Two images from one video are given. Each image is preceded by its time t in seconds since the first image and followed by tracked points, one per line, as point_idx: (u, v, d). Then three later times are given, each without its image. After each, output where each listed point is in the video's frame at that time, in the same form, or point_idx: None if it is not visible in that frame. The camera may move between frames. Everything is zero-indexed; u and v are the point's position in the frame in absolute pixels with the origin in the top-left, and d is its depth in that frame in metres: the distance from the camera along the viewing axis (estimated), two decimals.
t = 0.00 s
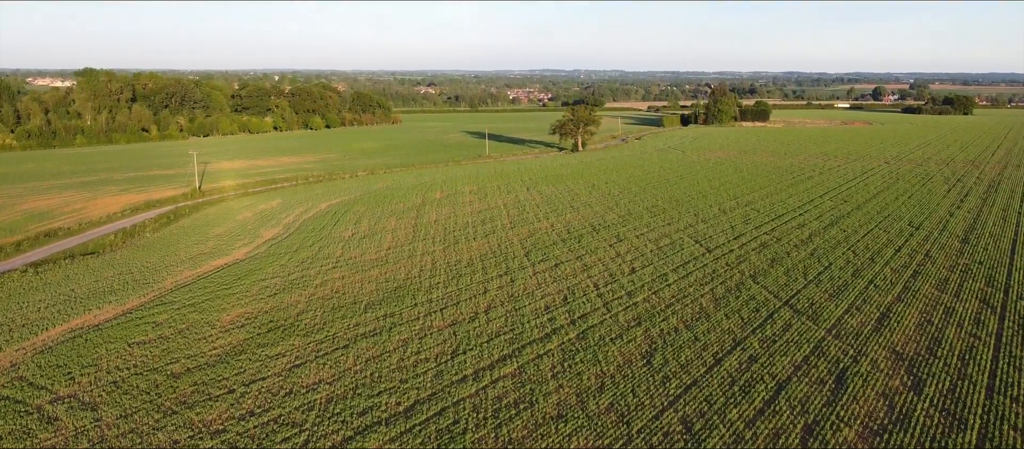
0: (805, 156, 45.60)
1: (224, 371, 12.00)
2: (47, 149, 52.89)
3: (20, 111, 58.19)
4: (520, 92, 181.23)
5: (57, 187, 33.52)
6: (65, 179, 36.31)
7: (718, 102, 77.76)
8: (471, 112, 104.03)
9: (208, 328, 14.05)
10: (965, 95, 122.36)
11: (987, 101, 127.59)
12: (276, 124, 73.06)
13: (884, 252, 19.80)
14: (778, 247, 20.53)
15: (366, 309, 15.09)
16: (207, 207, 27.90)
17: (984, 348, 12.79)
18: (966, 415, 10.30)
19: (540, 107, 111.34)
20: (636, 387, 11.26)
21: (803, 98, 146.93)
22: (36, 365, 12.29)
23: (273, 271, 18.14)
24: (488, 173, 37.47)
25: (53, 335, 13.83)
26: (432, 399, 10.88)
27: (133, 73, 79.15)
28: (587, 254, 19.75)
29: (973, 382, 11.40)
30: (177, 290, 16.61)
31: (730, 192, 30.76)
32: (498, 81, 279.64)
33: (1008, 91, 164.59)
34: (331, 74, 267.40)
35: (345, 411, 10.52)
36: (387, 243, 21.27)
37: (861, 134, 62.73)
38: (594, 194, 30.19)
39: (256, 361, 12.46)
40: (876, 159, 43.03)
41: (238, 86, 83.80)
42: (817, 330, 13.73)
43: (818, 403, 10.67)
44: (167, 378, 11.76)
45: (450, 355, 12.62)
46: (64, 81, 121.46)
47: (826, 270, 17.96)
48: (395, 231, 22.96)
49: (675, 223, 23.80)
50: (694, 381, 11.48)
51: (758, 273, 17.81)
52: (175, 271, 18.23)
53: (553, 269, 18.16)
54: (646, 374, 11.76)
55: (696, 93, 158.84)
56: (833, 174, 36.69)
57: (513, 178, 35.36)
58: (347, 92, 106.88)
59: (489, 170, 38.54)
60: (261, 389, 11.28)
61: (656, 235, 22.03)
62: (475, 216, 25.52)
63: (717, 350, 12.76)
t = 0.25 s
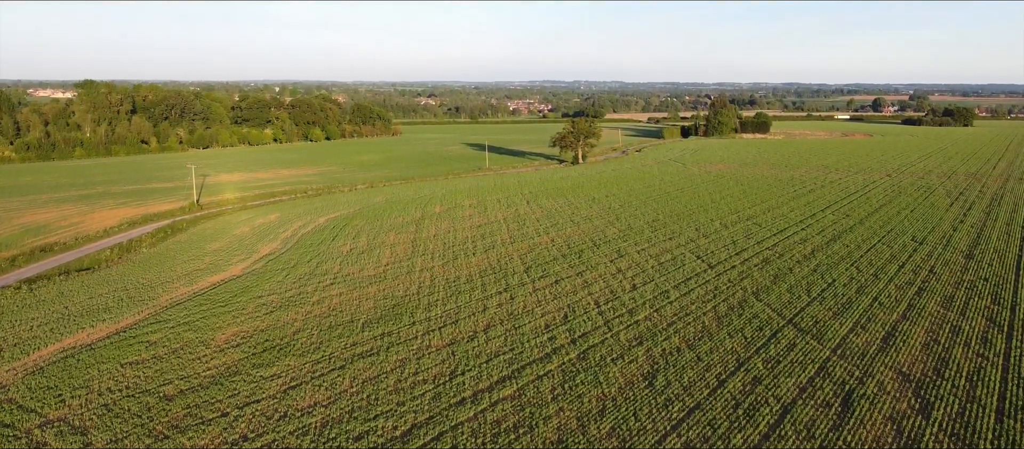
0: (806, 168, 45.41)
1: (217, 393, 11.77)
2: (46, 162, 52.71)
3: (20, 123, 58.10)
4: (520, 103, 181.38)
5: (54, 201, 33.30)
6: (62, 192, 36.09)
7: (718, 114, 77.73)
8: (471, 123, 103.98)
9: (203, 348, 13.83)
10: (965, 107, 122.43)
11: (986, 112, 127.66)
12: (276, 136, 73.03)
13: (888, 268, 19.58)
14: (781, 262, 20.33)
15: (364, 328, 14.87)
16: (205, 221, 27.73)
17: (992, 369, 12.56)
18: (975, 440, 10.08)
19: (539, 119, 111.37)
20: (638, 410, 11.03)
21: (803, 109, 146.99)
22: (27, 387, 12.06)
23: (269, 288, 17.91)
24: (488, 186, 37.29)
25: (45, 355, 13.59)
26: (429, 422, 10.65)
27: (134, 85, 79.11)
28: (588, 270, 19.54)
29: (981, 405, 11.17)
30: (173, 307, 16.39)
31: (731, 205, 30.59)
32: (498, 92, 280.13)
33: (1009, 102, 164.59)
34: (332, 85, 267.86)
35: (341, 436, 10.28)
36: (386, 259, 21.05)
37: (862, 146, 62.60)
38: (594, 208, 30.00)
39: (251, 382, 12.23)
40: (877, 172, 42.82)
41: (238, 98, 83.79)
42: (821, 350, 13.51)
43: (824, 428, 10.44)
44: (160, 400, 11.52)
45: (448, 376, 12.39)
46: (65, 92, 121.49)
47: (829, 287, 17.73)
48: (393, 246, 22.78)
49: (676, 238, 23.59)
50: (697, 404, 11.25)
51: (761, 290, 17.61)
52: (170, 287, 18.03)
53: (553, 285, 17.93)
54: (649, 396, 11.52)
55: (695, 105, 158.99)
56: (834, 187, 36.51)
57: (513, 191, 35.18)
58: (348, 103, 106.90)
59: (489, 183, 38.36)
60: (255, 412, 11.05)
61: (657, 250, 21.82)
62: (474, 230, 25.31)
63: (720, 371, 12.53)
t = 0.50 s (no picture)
0: (807, 181, 45.24)
1: (211, 415, 11.53)
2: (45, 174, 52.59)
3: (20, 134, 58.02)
4: (520, 114, 181.45)
5: (50, 214, 33.11)
6: (60, 205, 35.89)
7: (718, 126, 77.71)
8: (471, 134, 103.94)
9: (196, 368, 13.59)
10: (965, 119, 122.52)
11: (987, 123, 127.70)
12: (276, 148, 72.98)
13: (892, 285, 19.35)
14: (784, 278, 20.11)
15: (361, 347, 14.65)
16: (202, 235, 27.54)
17: (1001, 391, 12.32)
18: None
19: (539, 130, 111.41)
20: (640, 434, 10.79)
21: (803, 120, 147.11)
22: (16, 410, 11.82)
23: (266, 305, 17.66)
24: (488, 198, 37.12)
25: (36, 375, 13.36)
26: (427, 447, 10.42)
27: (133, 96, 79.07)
28: (588, 286, 19.32)
29: (991, 429, 10.93)
30: (168, 325, 16.16)
31: (733, 219, 30.41)
32: (498, 103, 280.68)
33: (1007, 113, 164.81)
34: (332, 96, 268.32)
35: None
36: (384, 275, 20.81)
37: (862, 157, 62.47)
38: (595, 221, 29.81)
39: (245, 404, 11.99)
40: (878, 184, 42.66)
41: (239, 109, 83.80)
42: (826, 370, 13.28)
43: None
44: (152, 424, 11.28)
45: (447, 398, 12.15)
46: (65, 103, 121.53)
47: (833, 305, 17.49)
48: (392, 261, 22.58)
49: (677, 252, 23.37)
50: (701, 427, 11.01)
51: (764, 307, 17.39)
52: (166, 304, 17.81)
53: (553, 303, 17.70)
54: (651, 419, 11.28)
55: (696, 116, 159.21)
56: (835, 200, 36.33)
57: (512, 204, 34.99)
58: (348, 114, 106.95)
59: (488, 196, 38.17)
60: (248, 436, 10.80)
61: (658, 266, 21.59)
62: (474, 245, 25.09)
63: (723, 393, 12.29)
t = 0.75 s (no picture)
0: (808, 193, 45.07)
1: (203, 439, 11.28)
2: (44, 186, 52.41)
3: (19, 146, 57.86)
4: (520, 126, 181.28)
5: (47, 227, 32.91)
6: (58, 218, 35.70)
7: (718, 137, 77.63)
8: (471, 146, 103.88)
9: (190, 389, 13.35)
10: (965, 130, 122.56)
11: (987, 134, 127.65)
12: (276, 160, 72.90)
13: (896, 301, 19.11)
14: (787, 295, 19.87)
15: (358, 366, 14.41)
16: (200, 249, 27.31)
17: (1010, 413, 12.08)
18: None
19: (539, 142, 111.40)
20: None
21: (803, 132, 147.01)
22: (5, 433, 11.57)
23: (263, 323, 17.44)
24: (487, 212, 36.95)
25: (27, 395, 13.13)
26: None
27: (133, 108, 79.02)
28: (589, 303, 19.08)
29: None
30: (162, 344, 15.92)
31: (734, 233, 30.21)
32: (499, 114, 281.10)
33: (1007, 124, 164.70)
34: (333, 107, 268.79)
35: None
36: (382, 291, 20.57)
37: (863, 169, 62.31)
38: (595, 235, 29.61)
39: (239, 427, 11.75)
40: (879, 197, 42.49)
41: (239, 121, 83.74)
42: (831, 391, 13.04)
43: None
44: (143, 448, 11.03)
45: (445, 420, 11.91)
46: (65, 114, 121.47)
47: (837, 322, 17.25)
48: (391, 277, 22.35)
49: (679, 268, 23.14)
50: None
51: (767, 324, 17.15)
52: (161, 322, 17.56)
53: (553, 320, 17.47)
54: (653, 443, 11.04)
55: (695, 128, 159.34)
56: (837, 213, 36.15)
57: (512, 217, 34.81)
58: (348, 126, 106.95)
59: (488, 210, 37.99)
60: None
61: (660, 282, 21.36)
62: (474, 259, 24.87)
63: (726, 415, 12.05)
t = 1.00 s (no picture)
0: (809, 206, 44.91)
1: None
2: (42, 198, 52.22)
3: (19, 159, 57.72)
4: (521, 137, 181.46)
5: (45, 241, 32.71)
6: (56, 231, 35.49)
7: (719, 150, 77.54)
8: (472, 158, 103.80)
9: (183, 409, 13.10)
10: (965, 141, 122.47)
11: (987, 145, 127.62)
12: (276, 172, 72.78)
13: (901, 318, 18.87)
14: (789, 311, 19.63)
15: (355, 386, 14.16)
16: (197, 264, 27.10)
17: (1020, 435, 11.83)
18: None
19: (540, 153, 111.32)
20: None
21: (803, 143, 147.06)
22: None
23: (259, 340, 17.20)
24: (487, 225, 36.78)
25: (17, 417, 12.89)
26: None
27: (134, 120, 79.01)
28: (589, 320, 18.83)
29: None
30: (156, 362, 15.68)
31: (735, 247, 30.00)
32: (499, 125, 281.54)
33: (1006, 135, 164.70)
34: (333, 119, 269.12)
35: None
36: (380, 307, 20.34)
37: (863, 181, 62.19)
38: (596, 249, 29.41)
39: None
40: (880, 210, 42.34)
41: (239, 133, 83.65)
42: (838, 412, 12.80)
43: None
44: None
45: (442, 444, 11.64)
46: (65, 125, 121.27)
47: (841, 340, 17.01)
48: (389, 293, 22.13)
49: (680, 283, 22.91)
50: None
51: (770, 342, 16.90)
52: (155, 339, 17.33)
53: (554, 337, 17.23)
54: None
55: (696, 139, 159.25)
56: (838, 226, 35.98)
57: (512, 231, 34.64)
58: (348, 138, 106.96)
59: (488, 223, 37.84)
60: None
61: (661, 297, 21.12)
62: (473, 274, 24.64)
63: (729, 438, 11.81)
